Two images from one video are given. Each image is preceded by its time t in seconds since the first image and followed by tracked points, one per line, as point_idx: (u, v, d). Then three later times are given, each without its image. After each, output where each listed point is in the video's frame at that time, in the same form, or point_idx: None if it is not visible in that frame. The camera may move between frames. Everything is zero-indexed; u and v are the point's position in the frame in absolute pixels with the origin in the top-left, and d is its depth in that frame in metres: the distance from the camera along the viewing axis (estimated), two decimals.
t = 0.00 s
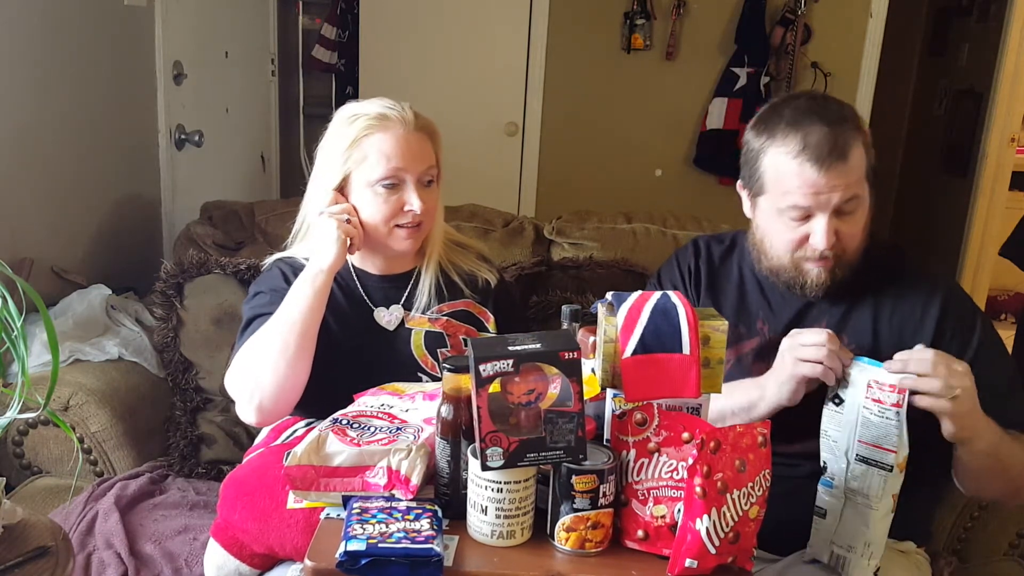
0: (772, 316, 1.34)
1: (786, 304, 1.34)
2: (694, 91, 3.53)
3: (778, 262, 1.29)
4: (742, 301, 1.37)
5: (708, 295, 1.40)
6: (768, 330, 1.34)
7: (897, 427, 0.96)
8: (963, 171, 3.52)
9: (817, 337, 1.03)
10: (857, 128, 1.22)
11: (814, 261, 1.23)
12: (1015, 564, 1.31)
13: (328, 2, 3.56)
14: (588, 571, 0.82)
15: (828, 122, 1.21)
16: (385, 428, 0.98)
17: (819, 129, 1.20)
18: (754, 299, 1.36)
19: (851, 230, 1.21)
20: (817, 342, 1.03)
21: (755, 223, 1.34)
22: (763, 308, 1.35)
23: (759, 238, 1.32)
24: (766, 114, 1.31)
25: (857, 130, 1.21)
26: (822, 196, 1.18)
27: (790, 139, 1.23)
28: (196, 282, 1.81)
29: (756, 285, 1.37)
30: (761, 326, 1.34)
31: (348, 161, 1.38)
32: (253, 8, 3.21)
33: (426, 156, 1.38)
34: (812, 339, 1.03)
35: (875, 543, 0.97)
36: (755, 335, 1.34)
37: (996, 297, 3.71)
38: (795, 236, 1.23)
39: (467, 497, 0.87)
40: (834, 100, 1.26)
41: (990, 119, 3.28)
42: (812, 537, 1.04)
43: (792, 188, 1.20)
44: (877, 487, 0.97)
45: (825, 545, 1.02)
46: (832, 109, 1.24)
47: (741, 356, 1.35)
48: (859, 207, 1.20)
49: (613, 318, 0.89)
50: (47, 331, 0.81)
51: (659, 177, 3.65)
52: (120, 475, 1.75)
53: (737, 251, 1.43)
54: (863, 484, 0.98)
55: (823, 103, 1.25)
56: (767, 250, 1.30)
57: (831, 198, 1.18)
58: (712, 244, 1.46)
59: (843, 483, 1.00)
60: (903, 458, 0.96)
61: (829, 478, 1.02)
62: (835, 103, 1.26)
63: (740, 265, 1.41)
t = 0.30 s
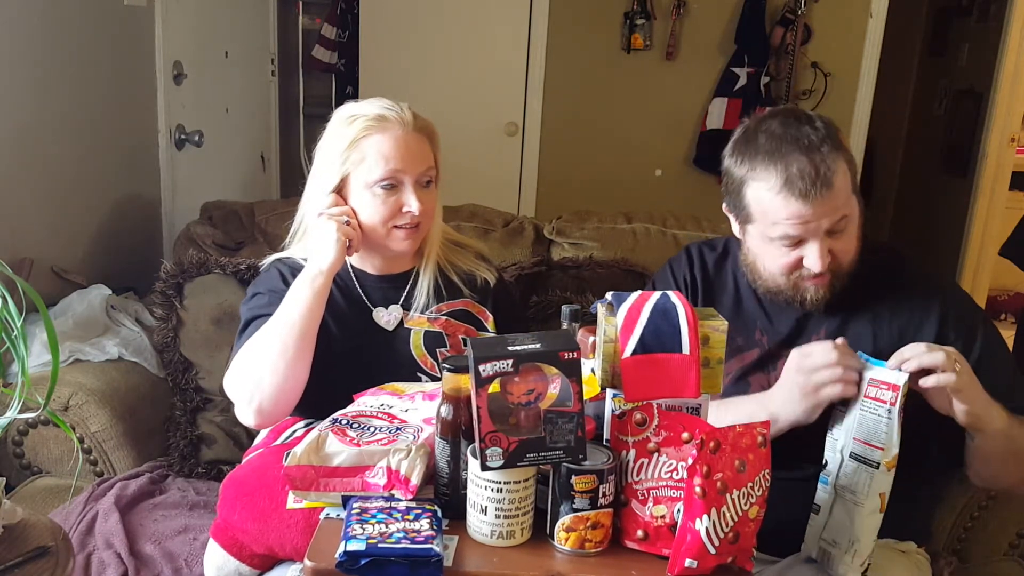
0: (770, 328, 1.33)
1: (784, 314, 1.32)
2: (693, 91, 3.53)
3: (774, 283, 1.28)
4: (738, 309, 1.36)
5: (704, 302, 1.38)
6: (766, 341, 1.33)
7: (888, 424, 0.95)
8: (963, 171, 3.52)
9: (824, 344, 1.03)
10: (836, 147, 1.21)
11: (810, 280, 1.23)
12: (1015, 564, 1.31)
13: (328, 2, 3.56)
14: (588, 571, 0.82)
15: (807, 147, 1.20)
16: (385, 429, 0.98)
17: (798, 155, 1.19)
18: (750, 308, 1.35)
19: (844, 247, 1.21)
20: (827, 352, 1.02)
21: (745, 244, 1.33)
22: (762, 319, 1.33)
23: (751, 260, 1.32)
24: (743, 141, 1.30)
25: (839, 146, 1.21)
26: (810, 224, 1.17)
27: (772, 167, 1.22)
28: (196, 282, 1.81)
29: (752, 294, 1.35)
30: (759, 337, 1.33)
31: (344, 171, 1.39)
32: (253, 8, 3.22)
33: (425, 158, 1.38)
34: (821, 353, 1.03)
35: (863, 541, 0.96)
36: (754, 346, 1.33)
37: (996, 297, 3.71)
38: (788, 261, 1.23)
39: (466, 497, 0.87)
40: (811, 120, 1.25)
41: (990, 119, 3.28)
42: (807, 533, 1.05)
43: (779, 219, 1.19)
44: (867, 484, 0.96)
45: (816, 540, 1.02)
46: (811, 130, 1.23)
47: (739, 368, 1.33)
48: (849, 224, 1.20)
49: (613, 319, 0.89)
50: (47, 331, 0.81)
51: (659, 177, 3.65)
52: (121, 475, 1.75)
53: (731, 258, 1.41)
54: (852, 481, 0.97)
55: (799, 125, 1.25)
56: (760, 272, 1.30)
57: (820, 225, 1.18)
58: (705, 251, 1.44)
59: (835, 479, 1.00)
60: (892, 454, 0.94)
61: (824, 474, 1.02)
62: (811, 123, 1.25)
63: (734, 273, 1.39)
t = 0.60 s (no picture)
0: (768, 330, 1.32)
1: (780, 315, 1.32)
2: (693, 92, 3.53)
3: (765, 284, 1.28)
4: (736, 310, 1.36)
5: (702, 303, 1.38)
6: (764, 342, 1.32)
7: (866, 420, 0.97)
8: (963, 171, 3.52)
9: (833, 360, 1.01)
10: (820, 151, 1.20)
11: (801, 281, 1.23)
12: (1015, 564, 1.31)
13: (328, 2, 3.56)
14: (588, 571, 0.82)
15: (791, 153, 1.20)
16: (385, 428, 0.98)
17: (782, 162, 1.19)
18: (747, 310, 1.35)
19: (834, 249, 1.21)
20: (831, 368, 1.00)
21: (737, 249, 1.33)
22: (759, 320, 1.33)
23: (743, 264, 1.32)
24: (729, 149, 1.30)
25: (827, 152, 1.21)
26: (797, 231, 1.17)
27: (757, 175, 1.22)
28: (196, 282, 1.81)
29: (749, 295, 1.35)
30: (756, 338, 1.33)
31: (339, 174, 1.39)
32: (253, 8, 3.21)
33: (425, 158, 1.38)
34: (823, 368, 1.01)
35: (835, 533, 0.97)
36: (751, 347, 1.33)
37: (996, 297, 3.71)
38: (778, 264, 1.22)
39: (466, 496, 0.87)
40: (796, 125, 1.25)
41: (990, 119, 3.28)
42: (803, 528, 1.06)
43: (766, 227, 1.19)
44: (842, 476, 0.97)
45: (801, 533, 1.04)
46: (796, 135, 1.23)
47: (737, 370, 1.33)
48: (839, 226, 1.19)
49: (613, 319, 0.89)
50: (47, 331, 0.81)
51: (659, 177, 3.65)
52: (121, 475, 1.75)
53: (728, 259, 1.41)
54: (835, 476, 0.98)
55: (782, 132, 1.24)
56: (752, 275, 1.29)
57: (807, 230, 1.18)
58: (701, 252, 1.44)
59: (825, 474, 1.01)
60: (870, 448, 0.95)
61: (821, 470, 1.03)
62: (795, 128, 1.24)
63: (731, 274, 1.39)
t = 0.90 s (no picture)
0: (763, 330, 1.32)
1: (773, 314, 1.32)
2: (693, 92, 3.53)
3: (754, 280, 1.28)
4: (730, 309, 1.35)
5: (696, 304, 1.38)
6: (757, 341, 1.32)
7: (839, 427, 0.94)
8: (963, 171, 3.52)
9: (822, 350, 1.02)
10: (802, 148, 1.20)
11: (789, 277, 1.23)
12: (1015, 564, 1.31)
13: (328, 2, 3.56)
14: (588, 571, 0.82)
15: (773, 150, 1.20)
16: (385, 429, 0.98)
17: (764, 160, 1.20)
18: (741, 309, 1.34)
19: (821, 245, 1.21)
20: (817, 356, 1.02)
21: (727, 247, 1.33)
22: (754, 320, 1.33)
23: (732, 261, 1.32)
24: (714, 148, 1.31)
25: (811, 148, 1.21)
26: (780, 227, 1.17)
27: (739, 172, 1.22)
28: (196, 282, 1.81)
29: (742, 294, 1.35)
30: (750, 336, 1.33)
31: (333, 173, 1.39)
32: (253, 8, 3.21)
33: (425, 158, 1.38)
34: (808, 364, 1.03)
35: (811, 530, 0.98)
36: (744, 346, 1.32)
37: (996, 297, 3.71)
38: (766, 260, 1.23)
39: (466, 497, 0.87)
40: (778, 123, 1.25)
41: (990, 119, 3.28)
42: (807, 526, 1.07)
43: (751, 223, 1.20)
44: (820, 475, 0.96)
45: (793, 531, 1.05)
46: (779, 133, 1.23)
47: (731, 368, 1.33)
48: (825, 222, 1.20)
49: (613, 319, 0.89)
50: (47, 330, 0.81)
51: (659, 177, 3.65)
52: (120, 475, 1.75)
53: (721, 259, 1.41)
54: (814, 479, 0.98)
55: (764, 130, 1.25)
56: (741, 271, 1.29)
57: (792, 225, 1.18)
58: (695, 253, 1.44)
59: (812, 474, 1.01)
60: (844, 452, 0.93)
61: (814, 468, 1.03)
62: (777, 126, 1.25)
63: (724, 275, 1.39)
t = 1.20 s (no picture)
0: (758, 328, 1.31)
1: (767, 311, 1.31)
2: (693, 92, 3.53)
3: (744, 277, 1.28)
4: (725, 308, 1.35)
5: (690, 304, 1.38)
6: (752, 339, 1.32)
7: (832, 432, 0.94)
8: (963, 171, 3.52)
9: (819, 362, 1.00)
10: (789, 141, 1.22)
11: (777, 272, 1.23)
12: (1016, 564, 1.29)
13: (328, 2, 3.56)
14: (588, 571, 0.82)
15: (760, 142, 1.22)
16: (385, 429, 0.98)
17: (751, 152, 1.22)
18: (734, 307, 1.34)
19: (808, 238, 1.21)
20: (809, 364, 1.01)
21: (716, 244, 1.34)
22: (748, 318, 1.32)
23: (722, 257, 1.32)
24: (702, 144, 1.32)
25: (796, 143, 1.23)
26: (767, 218, 1.19)
27: (727, 165, 1.24)
28: (196, 282, 1.81)
29: (735, 292, 1.35)
30: (744, 334, 1.32)
31: (331, 172, 1.40)
32: (253, 8, 3.21)
33: (426, 158, 1.38)
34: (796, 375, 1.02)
35: (795, 529, 0.96)
36: (739, 344, 1.32)
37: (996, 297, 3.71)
38: (753, 254, 1.23)
39: (467, 497, 0.87)
40: (765, 118, 1.27)
41: (990, 119, 3.28)
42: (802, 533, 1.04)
43: (739, 216, 1.21)
44: (806, 477, 0.95)
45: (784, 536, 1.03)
46: (766, 127, 1.25)
47: (726, 367, 1.32)
48: (811, 216, 1.20)
49: (613, 319, 0.89)
50: (47, 331, 0.81)
51: (659, 177, 3.65)
52: (121, 475, 1.75)
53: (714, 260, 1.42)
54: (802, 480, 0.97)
55: (751, 124, 1.27)
56: (731, 267, 1.30)
57: (778, 217, 1.19)
58: (687, 255, 1.44)
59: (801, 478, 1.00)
60: (832, 456, 0.93)
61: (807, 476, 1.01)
62: (765, 121, 1.27)
63: (717, 275, 1.39)
